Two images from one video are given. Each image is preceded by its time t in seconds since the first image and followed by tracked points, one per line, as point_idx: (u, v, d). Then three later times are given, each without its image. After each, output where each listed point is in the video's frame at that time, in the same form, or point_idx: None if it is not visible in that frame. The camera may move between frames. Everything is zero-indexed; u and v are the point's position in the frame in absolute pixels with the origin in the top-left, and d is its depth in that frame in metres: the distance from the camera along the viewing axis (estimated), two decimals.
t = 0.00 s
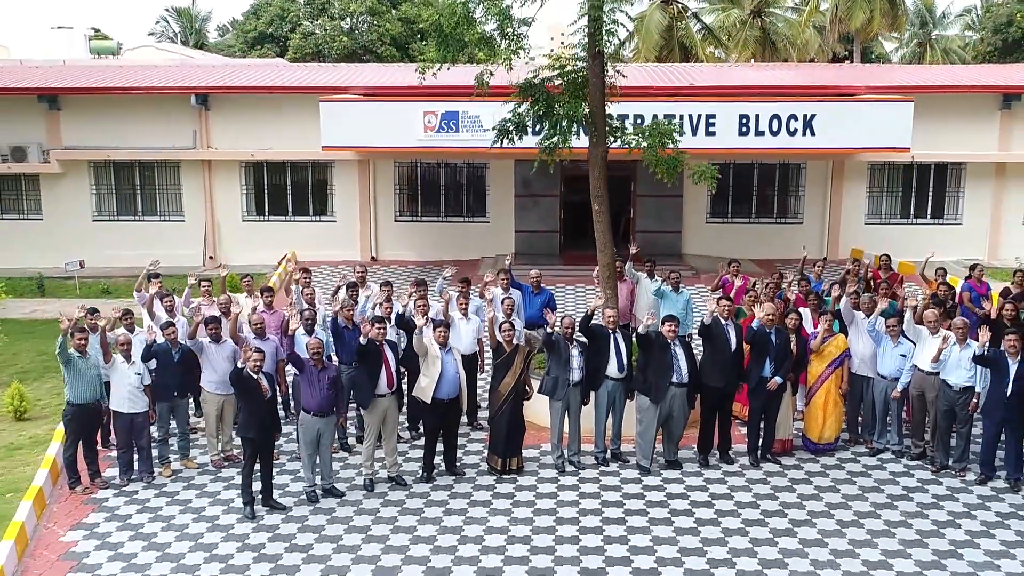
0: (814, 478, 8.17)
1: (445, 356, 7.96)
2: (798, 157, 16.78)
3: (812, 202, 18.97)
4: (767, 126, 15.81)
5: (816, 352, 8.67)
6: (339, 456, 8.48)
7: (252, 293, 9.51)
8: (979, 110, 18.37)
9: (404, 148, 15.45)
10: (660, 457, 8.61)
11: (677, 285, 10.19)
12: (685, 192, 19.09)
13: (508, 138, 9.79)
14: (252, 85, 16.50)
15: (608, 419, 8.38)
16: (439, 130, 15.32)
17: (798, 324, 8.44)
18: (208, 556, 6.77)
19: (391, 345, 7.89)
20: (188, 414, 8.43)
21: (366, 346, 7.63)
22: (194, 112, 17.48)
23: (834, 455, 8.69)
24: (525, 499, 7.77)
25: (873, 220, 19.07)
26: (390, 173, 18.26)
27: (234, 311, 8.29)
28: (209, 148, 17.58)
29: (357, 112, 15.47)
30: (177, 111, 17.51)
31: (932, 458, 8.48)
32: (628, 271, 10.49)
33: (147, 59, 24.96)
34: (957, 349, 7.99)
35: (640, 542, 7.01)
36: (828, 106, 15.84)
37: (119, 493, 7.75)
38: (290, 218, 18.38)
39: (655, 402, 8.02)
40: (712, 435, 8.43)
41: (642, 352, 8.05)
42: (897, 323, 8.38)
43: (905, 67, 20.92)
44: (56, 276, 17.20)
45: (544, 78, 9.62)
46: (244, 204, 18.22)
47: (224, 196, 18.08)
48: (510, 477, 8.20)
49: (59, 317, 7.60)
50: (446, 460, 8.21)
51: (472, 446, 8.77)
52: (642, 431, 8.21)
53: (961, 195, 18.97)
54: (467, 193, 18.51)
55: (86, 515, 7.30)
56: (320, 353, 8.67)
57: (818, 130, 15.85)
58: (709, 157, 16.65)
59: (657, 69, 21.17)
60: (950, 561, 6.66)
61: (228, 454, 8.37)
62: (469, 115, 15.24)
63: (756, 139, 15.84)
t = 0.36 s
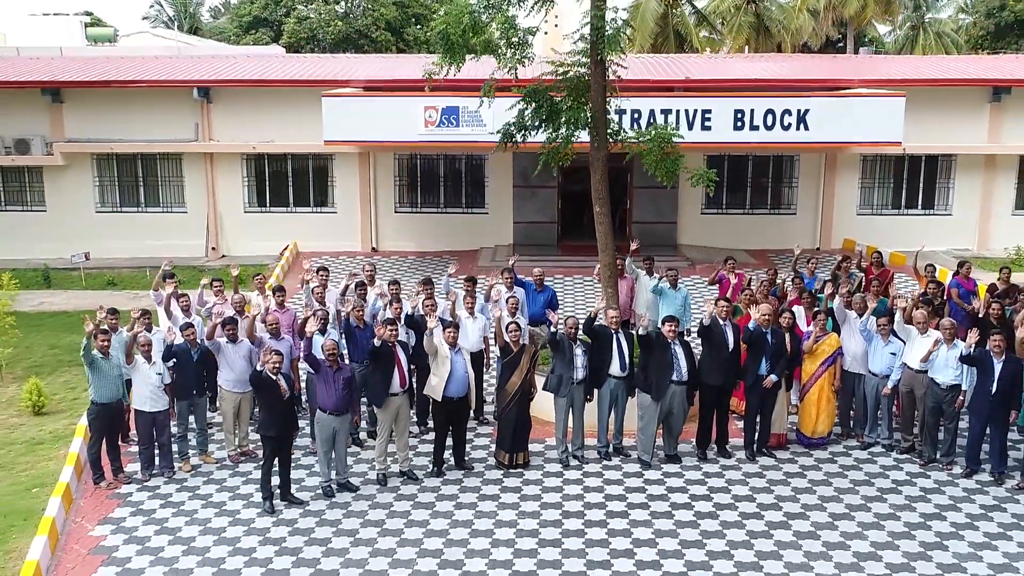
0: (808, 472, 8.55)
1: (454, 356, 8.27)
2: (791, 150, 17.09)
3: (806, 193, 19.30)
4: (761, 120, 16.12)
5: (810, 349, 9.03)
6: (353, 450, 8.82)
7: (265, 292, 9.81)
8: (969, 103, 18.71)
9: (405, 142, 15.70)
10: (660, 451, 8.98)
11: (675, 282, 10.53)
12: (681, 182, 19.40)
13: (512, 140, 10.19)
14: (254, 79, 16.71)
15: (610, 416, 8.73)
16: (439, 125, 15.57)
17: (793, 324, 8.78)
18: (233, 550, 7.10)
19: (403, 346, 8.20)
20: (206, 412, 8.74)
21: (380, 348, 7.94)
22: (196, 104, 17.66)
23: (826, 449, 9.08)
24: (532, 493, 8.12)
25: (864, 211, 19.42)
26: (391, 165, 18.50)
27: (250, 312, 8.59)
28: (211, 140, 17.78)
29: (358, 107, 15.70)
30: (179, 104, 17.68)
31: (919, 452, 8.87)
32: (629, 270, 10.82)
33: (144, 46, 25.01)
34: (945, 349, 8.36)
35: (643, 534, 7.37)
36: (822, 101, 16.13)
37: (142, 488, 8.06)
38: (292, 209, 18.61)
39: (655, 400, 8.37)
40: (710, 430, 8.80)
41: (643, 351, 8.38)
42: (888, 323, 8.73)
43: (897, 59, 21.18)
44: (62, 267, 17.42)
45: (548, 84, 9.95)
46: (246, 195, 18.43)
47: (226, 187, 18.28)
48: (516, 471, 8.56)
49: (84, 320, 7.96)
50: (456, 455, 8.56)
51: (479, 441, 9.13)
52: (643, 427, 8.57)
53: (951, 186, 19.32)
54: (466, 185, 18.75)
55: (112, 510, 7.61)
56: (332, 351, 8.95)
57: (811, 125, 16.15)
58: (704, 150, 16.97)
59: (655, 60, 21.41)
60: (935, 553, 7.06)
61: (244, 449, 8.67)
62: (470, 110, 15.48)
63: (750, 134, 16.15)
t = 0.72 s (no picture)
0: (798, 463, 8.94)
1: (461, 353, 8.61)
2: (784, 142, 17.43)
3: (798, 184, 19.63)
4: (755, 114, 16.53)
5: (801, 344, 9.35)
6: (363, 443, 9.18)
7: (275, 288, 10.15)
8: (959, 95, 19.05)
9: (406, 136, 15.97)
10: (657, 443, 9.36)
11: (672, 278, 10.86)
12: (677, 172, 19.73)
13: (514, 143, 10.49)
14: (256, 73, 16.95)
15: (610, 410, 9.10)
16: (439, 119, 15.83)
17: (784, 321, 9.16)
18: (253, 541, 7.46)
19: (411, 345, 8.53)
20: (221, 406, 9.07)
21: (390, 346, 8.27)
22: (198, 97, 17.89)
23: (816, 441, 9.49)
24: (536, 485, 8.50)
25: (856, 201, 19.78)
26: (390, 156, 18.75)
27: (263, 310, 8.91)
28: (212, 132, 18.01)
29: (359, 101, 15.94)
30: (181, 96, 17.89)
31: (905, 444, 9.28)
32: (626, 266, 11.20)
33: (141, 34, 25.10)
34: (930, 346, 8.73)
35: (642, 524, 7.75)
36: (813, 96, 16.59)
37: (161, 481, 8.40)
38: (293, 200, 18.87)
39: (653, 395, 8.74)
40: (706, 423, 9.18)
41: (642, 349, 8.73)
42: (876, 321, 9.10)
43: (888, 50, 21.48)
44: (66, 257, 17.67)
45: (549, 89, 10.25)
46: (248, 186, 18.69)
47: (228, 178, 18.53)
48: (520, 463, 8.94)
49: (105, 321, 8.30)
50: (462, 448, 8.93)
51: (484, 434, 9.50)
52: (642, 421, 8.95)
53: (941, 176, 19.69)
54: (465, 176, 19.01)
55: (135, 503, 7.96)
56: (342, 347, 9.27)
57: (804, 119, 16.61)
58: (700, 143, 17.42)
59: (652, 50, 21.67)
60: (918, 542, 7.48)
61: (258, 443, 9.01)
62: (469, 104, 15.74)
63: (744, 128, 16.56)
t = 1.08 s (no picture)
0: (787, 451, 9.34)
1: (465, 347, 8.95)
2: (774, 134, 17.79)
3: (789, 174, 19.96)
4: (747, 107, 16.87)
5: (793, 337, 9.71)
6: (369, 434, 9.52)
7: (281, 281, 10.45)
8: (947, 87, 19.38)
9: (404, 129, 16.25)
10: (652, 432, 9.74)
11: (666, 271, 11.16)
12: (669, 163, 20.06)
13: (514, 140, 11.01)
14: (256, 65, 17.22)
15: (606, 401, 9.46)
16: (436, 112, 16.09)
17: (774, 316, 9.52)
18: (267, 528, 7.80)
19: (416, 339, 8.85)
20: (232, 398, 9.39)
21: (395, 341, 8.59)
22: (197, 88, 18.13)
23: (804, 429, 9.88)
24: (536, 472, 8.87)
25: (845, 190, 20.13)
26: (387, 147, 18.99)
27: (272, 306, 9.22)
28: (212, 123, 18.25)
29: (358, 95, 16.20)
30: (181, 87, 18.13)
31: (889, 432, 9.68)
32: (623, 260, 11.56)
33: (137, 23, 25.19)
34: (913, 339, 9.13)
35: (638, 511, 8.12)
36: (804, 88, 16.90)
37: (176, 470, 8.74)
38: (291, 190, 19.12)
39: (648, 386, 9.09)
40: (698, 413, 9.56)
41: (638, 342, 9.07)
42: (862, 315, 9.47)
43: (878, 41, 21.78)
44: (68, 247, 17.90)
45: (548, 89, 10.72)
46: (247, 176, 18.93)
47: (227, 168, 18.77)
48: (521, 452, 9.31)
49: (123, 317, 8.61)
50: (465, 437, 9.29)
51: (485, 424, 9.86)
52: (637, 411, 9.32)
53: (929, 167, 20.05)
54: (461, 167, 19.27)
55: (152, 491, 8.29)
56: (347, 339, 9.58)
57: (795, 112, 16.96)
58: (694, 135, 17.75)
59: (647, 42, 21.95)
60: (899, 526, 7.89)
61: (267, 433, 9.34)
62: (466, 97, 16.01)
63: (736, 120, 16.91)
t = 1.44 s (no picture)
0: (760, 435, 9.85)
1: (455, 339, 9.35)
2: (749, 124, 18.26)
3: (764, 162, 20.45)
4: (723, 99, 17.30)
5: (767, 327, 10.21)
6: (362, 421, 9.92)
7: (273, 274, 10.79)
8: (917, 77, 19.91)
9: (389, 120, 16.56)
10: (633, 417, 10.21)
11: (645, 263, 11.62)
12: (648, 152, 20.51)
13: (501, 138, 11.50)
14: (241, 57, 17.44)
15: (589, 388, 9.91)
16: (421, 103, 16.44)
17: (748, 306, 9.99)
18: (269, 512, 8.20)
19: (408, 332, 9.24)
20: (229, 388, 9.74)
21: (388, 334, 8.98)
22: (183, 79, 18.33)
23: (777, 413, 10.39)
24: (523, 457, 9.32)
25: (819, 178, 20.65)
26: (371, 136, 19.23)
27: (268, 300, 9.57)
28: (197, 114, 18.47)
29: (343, 87, 16.47)
30: (165, 76, 18.36)
31: (856, 416, 10.22)
32: (604, 251, 11.99)
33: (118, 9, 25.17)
34: (879, 328, 9.63)
35: (620, 493, 8.61)
36: (779, 80, 17.35)
37: (177, 458, 9.10)
38: (276, 179, 19.34)
39: (629, 374, 9.55)
40: (676, 398, 10.04)
41: (619, 332, 9.52)
42: (831, 305, 9.96)
43: (851, 31, 22.26)
44: (56, 238, 18.10)
45: (533, 90, 11.20)
46: (232, 165, 19.13)
47: (213, 157, 18.97)
48: (508, 438, 9.76)
49: (124, 312, 8.92)
50: (454, 424, 9.71)
51: (473, 412, 10.29)
52: (619, 397, 9.78)
53: (900, 154, 20.59)
54: (444, 155, 19.57)
55: (156, 479, 8.65)
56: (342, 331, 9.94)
57: (770, 103, 17.41)
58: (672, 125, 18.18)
59: (627, 31, 22.32)
60: (864, 505, 8.45)
61: (264, 421, 9.71)
62: (450, 89, 16.35)
63: (713, 111, 17.35)
